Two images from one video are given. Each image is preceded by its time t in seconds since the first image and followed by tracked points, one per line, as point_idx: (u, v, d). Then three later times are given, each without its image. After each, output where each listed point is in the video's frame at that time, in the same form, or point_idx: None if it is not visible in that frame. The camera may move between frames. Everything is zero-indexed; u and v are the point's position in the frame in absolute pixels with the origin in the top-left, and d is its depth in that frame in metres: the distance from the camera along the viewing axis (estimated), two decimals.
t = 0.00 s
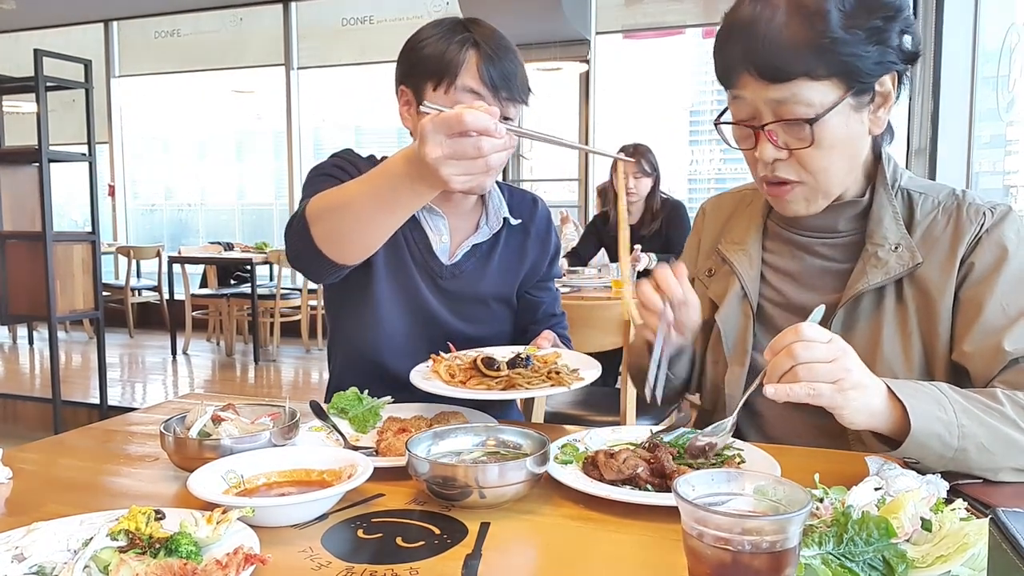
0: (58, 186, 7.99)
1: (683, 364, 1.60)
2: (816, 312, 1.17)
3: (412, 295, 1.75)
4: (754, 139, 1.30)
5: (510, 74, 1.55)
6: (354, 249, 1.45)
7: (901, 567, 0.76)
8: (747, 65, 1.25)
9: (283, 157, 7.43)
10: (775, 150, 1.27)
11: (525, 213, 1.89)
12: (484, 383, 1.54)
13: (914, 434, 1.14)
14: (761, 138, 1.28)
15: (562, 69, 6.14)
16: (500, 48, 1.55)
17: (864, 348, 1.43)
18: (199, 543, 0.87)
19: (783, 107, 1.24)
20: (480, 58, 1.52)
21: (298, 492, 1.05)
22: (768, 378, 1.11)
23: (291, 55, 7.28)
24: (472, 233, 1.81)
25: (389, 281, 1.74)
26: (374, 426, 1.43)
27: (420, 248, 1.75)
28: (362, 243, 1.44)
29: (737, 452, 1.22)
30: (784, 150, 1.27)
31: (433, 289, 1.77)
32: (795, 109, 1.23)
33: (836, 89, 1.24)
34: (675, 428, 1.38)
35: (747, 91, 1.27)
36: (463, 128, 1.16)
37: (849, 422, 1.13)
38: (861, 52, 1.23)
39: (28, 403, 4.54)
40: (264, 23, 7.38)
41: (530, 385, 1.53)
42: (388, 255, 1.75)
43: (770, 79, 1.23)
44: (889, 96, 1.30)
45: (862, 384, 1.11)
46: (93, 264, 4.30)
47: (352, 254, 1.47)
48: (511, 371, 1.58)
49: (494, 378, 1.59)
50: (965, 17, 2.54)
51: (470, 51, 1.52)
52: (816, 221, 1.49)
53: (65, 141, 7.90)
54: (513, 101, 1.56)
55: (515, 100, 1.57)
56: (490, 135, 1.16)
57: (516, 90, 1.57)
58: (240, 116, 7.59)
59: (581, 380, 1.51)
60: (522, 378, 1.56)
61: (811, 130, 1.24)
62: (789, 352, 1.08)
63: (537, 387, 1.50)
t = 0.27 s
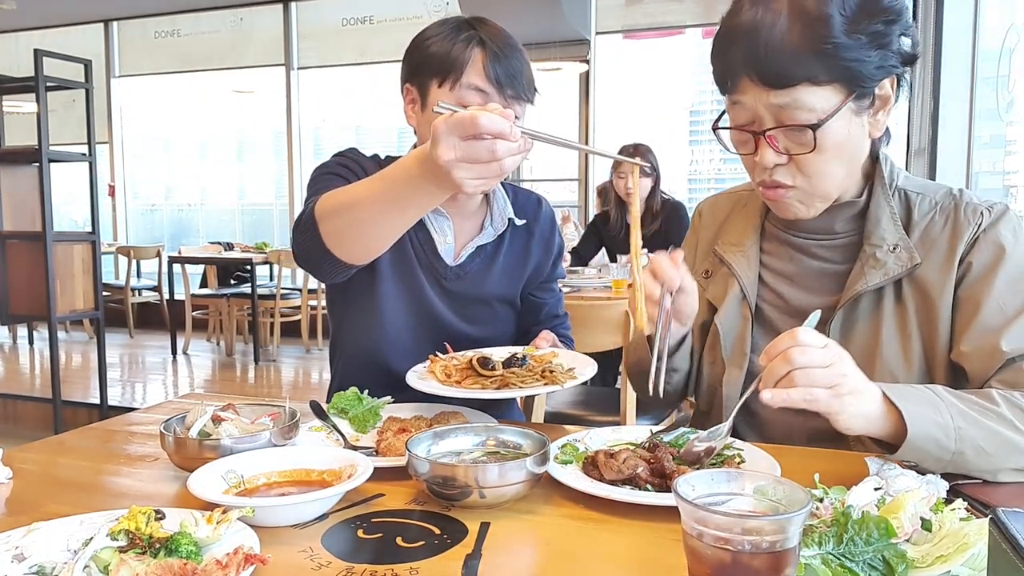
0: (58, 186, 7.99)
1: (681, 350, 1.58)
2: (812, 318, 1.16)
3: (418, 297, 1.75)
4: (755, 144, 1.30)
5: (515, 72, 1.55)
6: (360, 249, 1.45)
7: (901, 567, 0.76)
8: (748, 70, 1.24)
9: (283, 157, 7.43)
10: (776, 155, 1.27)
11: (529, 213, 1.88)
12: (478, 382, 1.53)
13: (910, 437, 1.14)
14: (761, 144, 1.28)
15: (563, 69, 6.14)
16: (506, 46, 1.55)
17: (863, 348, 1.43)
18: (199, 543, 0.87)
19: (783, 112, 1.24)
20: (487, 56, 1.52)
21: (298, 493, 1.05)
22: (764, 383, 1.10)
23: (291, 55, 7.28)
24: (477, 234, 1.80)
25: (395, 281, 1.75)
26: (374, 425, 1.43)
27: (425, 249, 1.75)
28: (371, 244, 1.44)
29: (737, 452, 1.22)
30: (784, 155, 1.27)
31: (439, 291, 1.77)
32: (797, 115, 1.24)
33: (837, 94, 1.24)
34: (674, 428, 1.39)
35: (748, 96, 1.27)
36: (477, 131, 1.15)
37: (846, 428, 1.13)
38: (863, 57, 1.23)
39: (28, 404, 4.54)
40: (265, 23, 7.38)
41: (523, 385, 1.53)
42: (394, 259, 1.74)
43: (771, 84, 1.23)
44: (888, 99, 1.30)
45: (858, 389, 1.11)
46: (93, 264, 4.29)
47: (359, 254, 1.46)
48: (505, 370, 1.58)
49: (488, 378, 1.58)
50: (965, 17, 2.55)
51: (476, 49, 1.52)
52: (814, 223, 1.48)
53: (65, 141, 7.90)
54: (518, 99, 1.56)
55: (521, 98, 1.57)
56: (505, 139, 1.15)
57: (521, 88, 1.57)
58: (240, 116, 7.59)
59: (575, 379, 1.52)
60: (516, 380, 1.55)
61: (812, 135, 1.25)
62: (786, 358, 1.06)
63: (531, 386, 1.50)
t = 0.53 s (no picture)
0: (58, 186, 7.99)
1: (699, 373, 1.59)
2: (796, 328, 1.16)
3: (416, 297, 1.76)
4: (759, 146, 1.30)
5: (515, 71, 1.54)
6: (356, 251, 1.46)
7: (901, 567, 0.76)
8: (753, 72, 1.24)
9: (283, 157, 7.43)
10: (782, 157, 1.27)
11: (530, 213, 1.89)
12: (480, 395, 1.50)
13: (905, 445, 1.14)
14: (767, 146, 1.28)
15: (563, 69, 6.14)
16: (505, 45, 1.55)
17: (864, 348, 1.43)
18: (199, 543, 0.87)
19: (789, 115, 1.24)
20: (485, 54, 1.51)
21: (298, 493, 1.05)
22: (752, 397, 1.09)
23: (291, 55, 7.28)
24: (477, 234, 1.81)
25: (394, 281, 1.75)
26: (374, 425, 1.43)
27: (425, 249, 1.76)
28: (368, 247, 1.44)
29: (737, 452, 1.22)
30: (790, 157, 1.27)
31: (438, 290, 1.77)
32: (803, 117, 1.23)
33: (843, 95, 1.24)
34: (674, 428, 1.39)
35: (752, 98, 1.27)
36: (468, 134, 1.16)
37: (836, 436, 1.12)
38: (869, 58, 1.22)
39: (28, 404, 4.54)
40: (265, 23, 7.38)
41: (523, 395, 1.49)
42: (392, 256, 1.75)
43: (777, 86, 1.22)
44: (893, 99, 1.30)
45: (846, 398, 1.11)
46: (93, 264, 4.29)
47: (355, 256, 1.47)
48: (506, 380, 1.53)
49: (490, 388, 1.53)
50: (965, 17, 2.55)
51: (474, 47, 1.52)
52: (815, 223, 1.48)
53: (65, 141, 7.90)
54: (518, 98, 1.56)
55: (520, 97, 1.56)
56: (496, 142, 1.16)
57: (521, 87, 1.56)
58: (240, 116, 7.60)
59: (577, 391, 1.49)
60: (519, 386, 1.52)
61: (819, 137, 1.25)
62: (771, 369, 1.07)
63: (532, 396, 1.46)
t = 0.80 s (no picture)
0: (58, 187, 7.99)
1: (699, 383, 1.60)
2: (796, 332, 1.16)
3: (413, 295, 1.76)
4: (764, 146, 1.30)
5: (512, 71, 1.54)
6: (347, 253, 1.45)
7: (901, 567, 0.76)
8: (758, 70, 1.24)
9: (283, 157, 7.43)
10: (786, 157, 1.27)
11: (528, 212, 1.89)
12: (484, 391, 1.50)
13: (904, 445, 1.14)
14: (771, 145, 1.28)
15: (563, 69, 6.14)
16: (503, 44, 1.55)
17: (866, 348, 1.43)
18: (199, 543, 0.87)
19: (795, 114, 1.24)
20: (482, 53, 1.51)
21: (298, 493, 1.05)
22: (752, 400, 1.09)
23: (291, 55, 7.28)
24: (475, 233, 1.81)
25: (390, 278, 1.75)
26: (374, 425, 1.43)
27: (422, 247, 1.76)
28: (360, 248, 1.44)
29: (737, 452, 1.22)
30: (795, 157, 1.27)
31: (435, 289, 1.77)
32: (808, 116, 1.23)
33: (848, 95, 1.24)
34: (674, 427, 1.40)
35: (757, 97, 1.27)
36: (458, 136, 1.15)
37: (836, 438, 1.12)
38: (874, 57, 1.23)
39: (28, 404, 4.55)
40: (265, 23, 7.38)
41: (531, 394, 1.48)
42: (389, 254, 1.75)
43: (782, 85, 1.22)
44: (897, 100, 1.30)
45: (846, 401, 1.11)
46: (93, 264, 4.29)
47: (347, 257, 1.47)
48: (513, 379, 1.53)
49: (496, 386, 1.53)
50: (965, 17, 2.54)
51: (471, 47, 1.51)
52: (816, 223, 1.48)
53: (65, 141, 7.90)
54: (515, 98, 1.55)
55: (518, 96, 1.55)
56: (486, 144, 1.14)
57: (518, 86, 1.55)
58: (240, 116, 7.60)
59: (584, 389, 1.49)
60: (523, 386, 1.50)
61: (824, 136, 1.24)
62: (771, 373, 1.07)
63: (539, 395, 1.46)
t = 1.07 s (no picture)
0: (58, 187, 7.99)
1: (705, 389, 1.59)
2: (800, 335, 1.16)
3: (409, 293, 1.76)
4: (767, 145, 1.29)
5: (509, 73, 1.53)
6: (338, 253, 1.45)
7: (901, 567, 0.76)
8: (760, 69, 1.24)
9: (283, 157, 7.43)
10: (789, 155, 1.27)
11: (527, 211, 1.89)
12: (493, 394, 1.47)
13: (905, 444, 1.14)
14: (774, 144, 1.28)
15: (563, 69, 6.15)
16: (500, 46, 1.54)
17: (867, 347, 1.43)
18: (199, 543, 0.87)
19: (797, 112, 1.24)
20: (479, 55, 1.51)
21: (298, 493, 1.05)
22: (754, 404, 1.09)
23: (291, 55, 7.28)
24: (473, 232, 1.81)
25: (386, 277, 1.76)
26: (374, 425, 1.43)
27: (419, 245, 1.76)
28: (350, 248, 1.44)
29: (737, 452, 1.22)
30: (798, 155, 1.27)
31: (432, 288, 1.78)
32: (811, 114, 1.23)
33: (850, 93, 1.24)
34: (674, 428, 1.40)
35: (760, 95, 1.26)
36: (445, 138, 1.15)
37: (839, 440, 1.12)
38: (877, 54, 1.22)
39: (28, 404, 4.55)
40: (265, 22, 7.38)
41: (541, 395, 1.45)
42: (385, 252, 1.76)
43: (784, 83, 1.22)
44: (900, 97, 1.30)
45: (849, 404, 1.11)
46: (93, 264, 4.29)
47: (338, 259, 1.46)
48: (522, 379, 1.49)
49: (504, 388, 1.49)
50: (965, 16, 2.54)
51: (469, 49, 1.51)
52: (819, 223, 1.48)
53: (65, 141, 7.90)
54: (512, 100, 1.54)
55: (515, 99, 1.54)
56: (473, 145, 1.15)
57: (515, 89, 1.54)
58: (240, 116, 7.60)
59: (595, 389, 1.49)
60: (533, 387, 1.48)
61: (827, 134, 1.24)
62: (775, 378, 1.06)
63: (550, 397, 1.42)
